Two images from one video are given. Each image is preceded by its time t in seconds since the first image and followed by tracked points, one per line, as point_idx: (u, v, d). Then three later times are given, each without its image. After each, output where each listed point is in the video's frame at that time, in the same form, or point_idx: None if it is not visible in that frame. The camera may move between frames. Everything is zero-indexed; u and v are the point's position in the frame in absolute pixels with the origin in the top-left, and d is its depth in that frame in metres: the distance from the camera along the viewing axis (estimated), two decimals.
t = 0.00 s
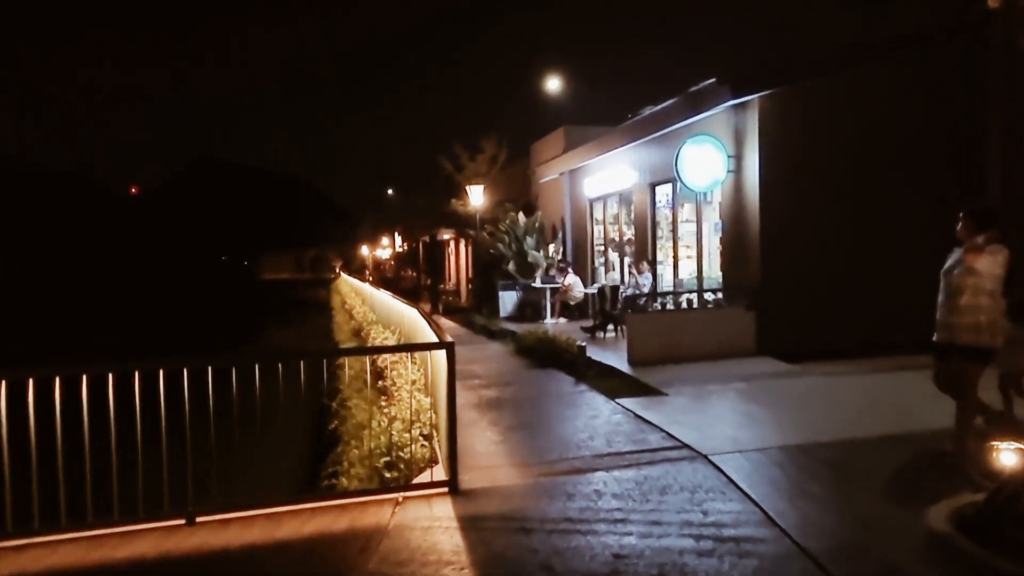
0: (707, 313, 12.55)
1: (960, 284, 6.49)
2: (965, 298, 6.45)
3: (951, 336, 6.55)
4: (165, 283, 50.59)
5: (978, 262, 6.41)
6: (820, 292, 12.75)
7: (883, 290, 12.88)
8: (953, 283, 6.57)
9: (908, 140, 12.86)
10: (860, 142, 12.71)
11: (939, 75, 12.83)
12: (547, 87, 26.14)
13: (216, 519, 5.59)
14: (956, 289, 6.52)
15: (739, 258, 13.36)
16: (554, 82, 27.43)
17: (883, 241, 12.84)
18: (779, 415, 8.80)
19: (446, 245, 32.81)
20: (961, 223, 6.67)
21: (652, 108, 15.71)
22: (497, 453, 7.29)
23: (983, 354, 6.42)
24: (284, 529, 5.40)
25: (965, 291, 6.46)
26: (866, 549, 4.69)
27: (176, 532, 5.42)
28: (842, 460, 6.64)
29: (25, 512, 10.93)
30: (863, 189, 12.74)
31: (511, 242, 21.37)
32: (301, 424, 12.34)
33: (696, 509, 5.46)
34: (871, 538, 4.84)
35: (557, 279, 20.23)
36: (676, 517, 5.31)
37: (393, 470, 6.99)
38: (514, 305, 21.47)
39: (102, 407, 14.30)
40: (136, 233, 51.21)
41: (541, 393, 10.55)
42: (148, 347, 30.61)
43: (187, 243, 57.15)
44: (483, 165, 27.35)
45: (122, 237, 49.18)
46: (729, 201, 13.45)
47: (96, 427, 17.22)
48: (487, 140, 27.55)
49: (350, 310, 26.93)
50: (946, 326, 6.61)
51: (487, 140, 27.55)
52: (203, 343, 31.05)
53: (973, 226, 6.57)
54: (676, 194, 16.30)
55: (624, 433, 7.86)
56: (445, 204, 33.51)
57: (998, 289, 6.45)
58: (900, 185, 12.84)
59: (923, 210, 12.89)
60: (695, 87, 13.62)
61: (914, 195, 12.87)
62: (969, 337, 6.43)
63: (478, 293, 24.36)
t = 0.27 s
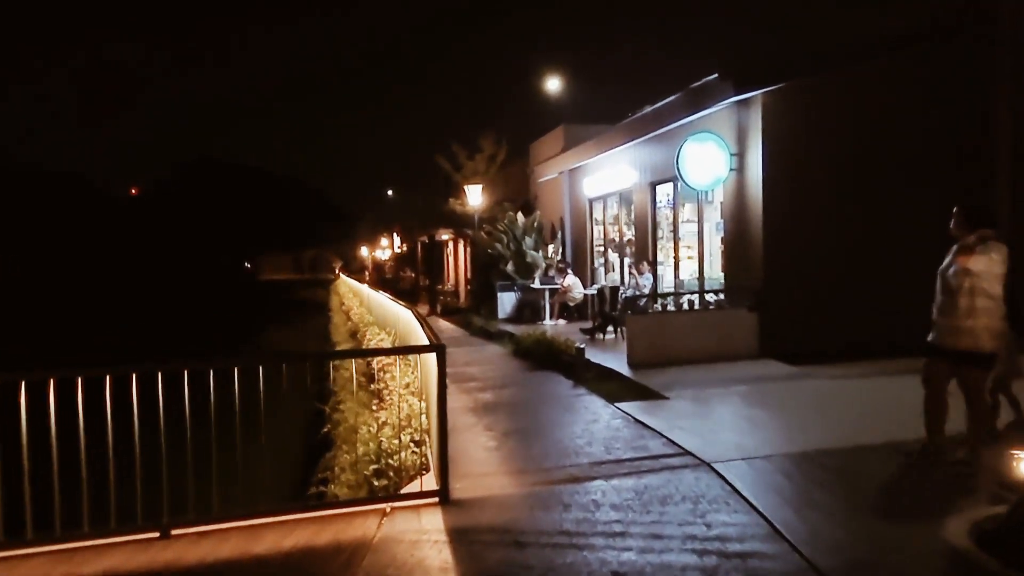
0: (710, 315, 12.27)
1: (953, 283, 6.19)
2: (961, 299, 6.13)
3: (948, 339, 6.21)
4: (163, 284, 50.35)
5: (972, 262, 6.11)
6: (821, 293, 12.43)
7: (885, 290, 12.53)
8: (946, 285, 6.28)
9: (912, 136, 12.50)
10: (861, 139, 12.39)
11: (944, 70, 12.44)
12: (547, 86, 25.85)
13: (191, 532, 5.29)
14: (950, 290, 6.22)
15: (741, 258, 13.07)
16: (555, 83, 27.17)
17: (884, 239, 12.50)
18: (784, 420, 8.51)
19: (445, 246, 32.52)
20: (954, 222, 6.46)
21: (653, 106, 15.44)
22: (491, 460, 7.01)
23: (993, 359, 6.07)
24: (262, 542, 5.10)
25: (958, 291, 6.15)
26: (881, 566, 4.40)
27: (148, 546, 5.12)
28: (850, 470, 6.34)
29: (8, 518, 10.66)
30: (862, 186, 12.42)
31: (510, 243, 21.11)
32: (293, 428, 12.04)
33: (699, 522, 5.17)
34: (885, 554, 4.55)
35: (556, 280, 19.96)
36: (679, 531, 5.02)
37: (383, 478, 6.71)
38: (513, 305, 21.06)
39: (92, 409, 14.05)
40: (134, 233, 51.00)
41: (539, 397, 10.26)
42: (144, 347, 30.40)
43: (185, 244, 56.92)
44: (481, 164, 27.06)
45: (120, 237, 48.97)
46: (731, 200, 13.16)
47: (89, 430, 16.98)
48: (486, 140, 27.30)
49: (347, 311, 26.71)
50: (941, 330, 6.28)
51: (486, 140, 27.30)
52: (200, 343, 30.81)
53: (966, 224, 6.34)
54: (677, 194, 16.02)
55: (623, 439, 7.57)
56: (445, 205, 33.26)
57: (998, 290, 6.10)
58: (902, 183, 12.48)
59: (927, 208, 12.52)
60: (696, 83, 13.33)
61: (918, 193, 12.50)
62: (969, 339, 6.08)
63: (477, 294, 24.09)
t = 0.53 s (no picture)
0: (714, 316, 11.97)
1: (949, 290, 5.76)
2: (957, 307, 5.72)
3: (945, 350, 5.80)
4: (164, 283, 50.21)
5: (968, 268, 5.71)
6: (823, 292, 12.12)
7: (887, 289, 12.22)
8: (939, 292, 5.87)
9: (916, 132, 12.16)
10: (864, 134, 12.08)
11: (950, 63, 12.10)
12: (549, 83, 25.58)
13: (163, 549, 5.01)
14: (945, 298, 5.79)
15: (745, 257, 12.76)
16: (557, 81, 26.85)
17: (886, 236, 12.20)
18: (790, 427, 8.21)
19: (447, 245, 32.27)
20: (947, 223, 5.99)
21: (654, 102, 15.16)
22: (485, 469, 6.73)
23: (1003, 362, 5.76)
24: (239, 561, 4.82)
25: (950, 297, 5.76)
26: None
27: (118, 565, 4.85)
28: (860, 483, 6.05)
29: None
30: (865, 182, 12.11)
31: (511, 242, 20.83)
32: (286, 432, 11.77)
33: (702, 540, 4.88)
34: None
35: (557, 280, 19.69)
36: (681, 550, 4.74)
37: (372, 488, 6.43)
38: (514, 306, 20.78)
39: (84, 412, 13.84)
40: (136, 232, 50.89)
41: (538, 401, 9.97)
42: (144, 346, 30.24)
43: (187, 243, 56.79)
44: (483, 163, 26.80)
45: (121, 236, 48.85)
46: (735, 199, 12.86)
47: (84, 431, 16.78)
48: (487, 138, 27.00)
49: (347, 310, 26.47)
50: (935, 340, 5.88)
51: (487, 138, 27.01)
52: (200, 342, 30.63)
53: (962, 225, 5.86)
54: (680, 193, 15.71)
55: (623, 447, 7.29)
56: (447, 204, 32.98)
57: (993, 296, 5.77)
58: (906, 180, 12.16)
59: (931, 205, 12.19)
60: (699, 79, 13.03)
61: (923, 190, 12.17)
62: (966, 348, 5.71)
63: (478, 294, 23.83)
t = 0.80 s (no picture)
0: (719, 319, 11.67)
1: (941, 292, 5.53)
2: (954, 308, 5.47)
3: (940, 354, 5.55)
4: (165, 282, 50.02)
5: (962, 267, 5.47)
6: (823, 292, 11.79)
7: (889, 288, 11.87)
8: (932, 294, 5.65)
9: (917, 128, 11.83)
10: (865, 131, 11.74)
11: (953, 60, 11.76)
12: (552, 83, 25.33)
13: (140, 564, 4.74)
14: (936, 300, 5.56)
15: (752, 258, 12.47)
16: (561, 80, 26.56)
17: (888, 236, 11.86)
18: (799, 434, 7.90)
19: (448, 245, 31.97)
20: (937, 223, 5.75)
21: (659, 100, 14.87)
22: (484, 478, 6.45)
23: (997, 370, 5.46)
24: None
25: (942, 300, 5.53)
26: None
27: None
28: (875, 496, 5.75)
29: None
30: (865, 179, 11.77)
31: (513, 243, 20.54)
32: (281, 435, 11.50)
33: (712, 559, 4.60)
34: None
35: (560, 281, 19.41)
36: (689, 569, 4.46)
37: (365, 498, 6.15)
38: (515, 307, 20.52)
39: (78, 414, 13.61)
40: (137, 231, 50.72)
41: (539, 405, 9.67)
42: (143, 346, 30.02)
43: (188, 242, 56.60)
44: (484, 162, 26.49)
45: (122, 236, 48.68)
46: (742, 198, 12.56)
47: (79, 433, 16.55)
48: (489, 137, 26.72)
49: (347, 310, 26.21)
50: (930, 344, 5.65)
51: (489, 137, 26.73)
52: (199, 342, 30.42)
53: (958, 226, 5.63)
54: (685, 192, 15.42)
55: (627, 455, 7.00)
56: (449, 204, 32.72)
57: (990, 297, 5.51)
58: (907, 177, 11.83)
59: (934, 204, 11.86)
60: (705, 76, 12.72)
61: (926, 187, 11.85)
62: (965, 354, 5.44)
63: (479, 294, 23.56)
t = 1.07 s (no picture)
0: (725, 323, 11.36)
1: (942, 297, 5.19)
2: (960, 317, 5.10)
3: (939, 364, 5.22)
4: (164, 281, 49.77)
5: (968, 273, 5.11)
6: (824, 293, 11.50)
7: (891, 289, 11.58)
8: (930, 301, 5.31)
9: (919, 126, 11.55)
10: (868, 128, 11.44)
11: (958, 56, 11.47)
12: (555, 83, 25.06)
13: None
14: (938, 308, 5.22)
15: (759, 260, 12.16)
16: (563, 80, 26.26)
17: (891, 236, 11.56)
18: (808, 444, 7.60)
19: (448, 245, 31.69)
20: (937, 225, 5.42)
21: (663, 99, 14.59)
22: (482, 489, 6.16)
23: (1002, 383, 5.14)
24: None
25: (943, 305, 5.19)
26: None
27: None
28: (892, 513, 5.46)
29: None
30: (868, 177, 11.47)
31: (514, 243, 20.27)
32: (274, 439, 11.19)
33: None
34: None
35: (561, 282, 19.13)
36: None
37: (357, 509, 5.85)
38: (516, 308, 20.20)
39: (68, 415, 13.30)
40: (136, 230, 50.49)
41: (540, 411, 9.37)
42: (140, 345, 29.76)
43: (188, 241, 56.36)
44: (485, 161, 26.18)
45: (121, 235, 48.43)
46: (748, 199, 12.26)
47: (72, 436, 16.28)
48: (490, 136, 26.41)
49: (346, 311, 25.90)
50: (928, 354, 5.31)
51: (490, 136, 26.42)
52: (197, 342, 30.16)
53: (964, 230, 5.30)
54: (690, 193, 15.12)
55: (632, 466, 6.71)
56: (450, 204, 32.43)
57: (996, 305, 5.19)
58: (909, 175, 11.54)
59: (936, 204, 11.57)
60: (712, 74, 12.41)
61: (928, 186, 11.57)
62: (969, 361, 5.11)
63: (480, 295, 23.27)
